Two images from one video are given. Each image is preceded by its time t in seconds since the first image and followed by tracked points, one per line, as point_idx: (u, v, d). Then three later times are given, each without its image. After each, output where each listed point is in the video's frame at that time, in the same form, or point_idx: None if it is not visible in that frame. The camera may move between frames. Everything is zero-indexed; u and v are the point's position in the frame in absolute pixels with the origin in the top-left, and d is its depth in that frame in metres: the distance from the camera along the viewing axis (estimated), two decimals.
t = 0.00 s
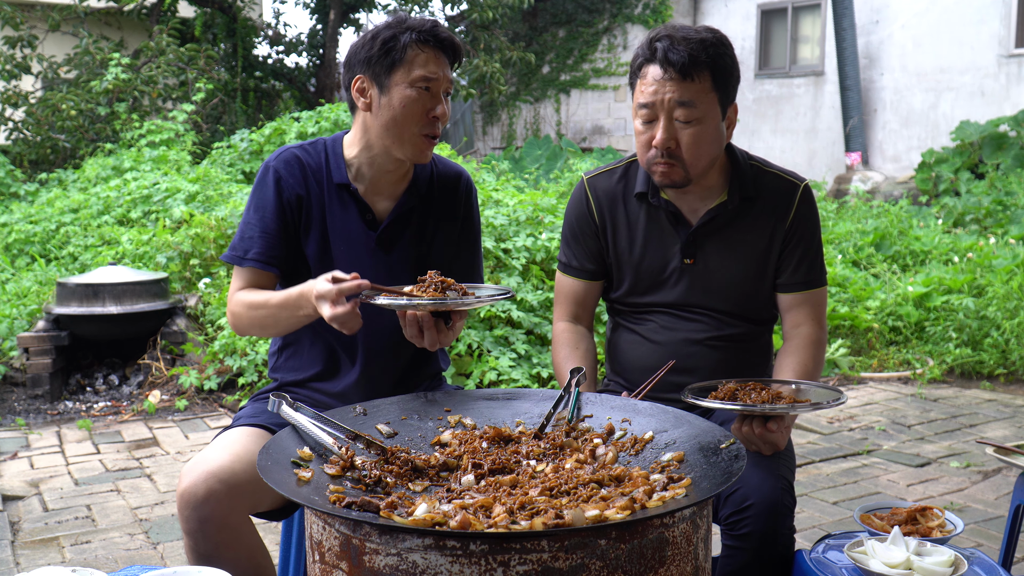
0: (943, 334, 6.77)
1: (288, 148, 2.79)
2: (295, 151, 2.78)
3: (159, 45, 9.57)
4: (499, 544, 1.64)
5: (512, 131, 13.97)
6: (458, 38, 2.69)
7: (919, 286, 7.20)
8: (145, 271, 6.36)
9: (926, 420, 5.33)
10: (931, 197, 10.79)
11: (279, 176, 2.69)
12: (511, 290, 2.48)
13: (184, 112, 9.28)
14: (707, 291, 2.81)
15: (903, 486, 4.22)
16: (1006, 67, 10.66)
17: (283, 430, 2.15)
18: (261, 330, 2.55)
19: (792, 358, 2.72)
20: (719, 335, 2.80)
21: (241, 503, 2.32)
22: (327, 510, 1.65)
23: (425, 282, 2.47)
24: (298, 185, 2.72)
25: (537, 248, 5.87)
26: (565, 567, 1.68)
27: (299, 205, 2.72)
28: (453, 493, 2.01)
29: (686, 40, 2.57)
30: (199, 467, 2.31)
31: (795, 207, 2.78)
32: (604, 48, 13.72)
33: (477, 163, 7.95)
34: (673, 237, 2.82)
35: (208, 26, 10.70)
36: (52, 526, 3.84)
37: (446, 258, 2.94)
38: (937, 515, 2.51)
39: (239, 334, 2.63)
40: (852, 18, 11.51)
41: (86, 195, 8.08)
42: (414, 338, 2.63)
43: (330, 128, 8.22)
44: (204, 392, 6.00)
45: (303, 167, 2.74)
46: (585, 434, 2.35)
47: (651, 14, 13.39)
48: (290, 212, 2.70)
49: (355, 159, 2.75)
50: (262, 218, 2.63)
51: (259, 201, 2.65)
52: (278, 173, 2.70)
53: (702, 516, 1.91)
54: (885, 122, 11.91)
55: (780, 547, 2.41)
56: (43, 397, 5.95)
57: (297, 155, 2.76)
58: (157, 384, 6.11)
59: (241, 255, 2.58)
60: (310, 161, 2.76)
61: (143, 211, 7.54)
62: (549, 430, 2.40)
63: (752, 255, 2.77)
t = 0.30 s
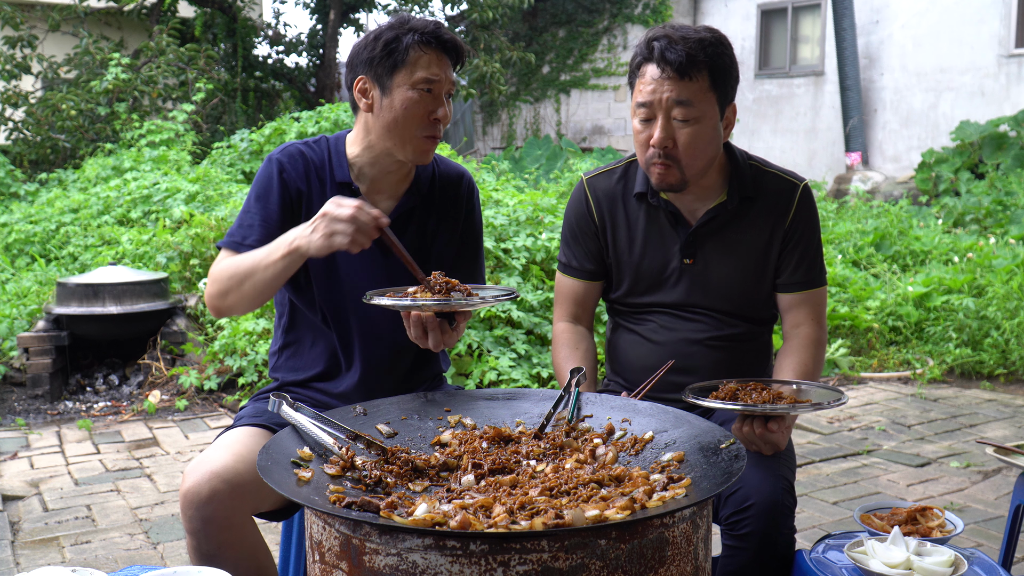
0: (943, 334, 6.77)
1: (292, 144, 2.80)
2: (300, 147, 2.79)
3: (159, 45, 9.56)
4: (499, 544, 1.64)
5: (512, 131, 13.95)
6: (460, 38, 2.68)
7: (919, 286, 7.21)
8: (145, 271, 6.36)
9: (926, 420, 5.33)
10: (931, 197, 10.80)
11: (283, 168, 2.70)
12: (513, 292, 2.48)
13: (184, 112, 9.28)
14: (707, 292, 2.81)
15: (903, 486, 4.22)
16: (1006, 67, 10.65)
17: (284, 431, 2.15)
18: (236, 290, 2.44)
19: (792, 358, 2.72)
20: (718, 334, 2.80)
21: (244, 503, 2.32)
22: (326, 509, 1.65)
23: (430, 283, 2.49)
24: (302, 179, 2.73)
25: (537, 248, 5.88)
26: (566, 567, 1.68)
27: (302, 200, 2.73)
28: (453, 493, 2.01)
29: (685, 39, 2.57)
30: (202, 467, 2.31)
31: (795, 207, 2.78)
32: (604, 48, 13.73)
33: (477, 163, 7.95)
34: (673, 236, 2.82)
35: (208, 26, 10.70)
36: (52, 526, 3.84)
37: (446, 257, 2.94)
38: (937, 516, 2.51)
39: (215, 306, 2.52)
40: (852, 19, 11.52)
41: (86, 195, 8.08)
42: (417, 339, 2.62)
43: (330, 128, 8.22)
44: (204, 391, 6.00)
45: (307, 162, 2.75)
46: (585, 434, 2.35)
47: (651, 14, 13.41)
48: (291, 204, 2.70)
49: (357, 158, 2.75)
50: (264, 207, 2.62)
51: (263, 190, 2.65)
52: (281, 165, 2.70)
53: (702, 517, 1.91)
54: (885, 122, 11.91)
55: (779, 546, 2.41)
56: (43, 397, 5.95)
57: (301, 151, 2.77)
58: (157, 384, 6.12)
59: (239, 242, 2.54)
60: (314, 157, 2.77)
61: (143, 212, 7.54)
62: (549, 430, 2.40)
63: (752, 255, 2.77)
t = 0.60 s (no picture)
0: (943, 334, 6.77)
1: (299, 140, 2.80)
2: (306, 144, 2.79)
3: (159, 45, 9.57)
4: (499, 544, 1.64)
5: (512, 131, 13.96)
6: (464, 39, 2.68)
7: (919, 286, 7.21)
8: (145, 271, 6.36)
9: (926, 420, 5.33)
10: (931, 197, 10.80)
11: (289, 163, 2.70)
12: (512, 289, 2.47)
13: (184, 112, 9.28)
14: (708, 292, 2.81)
15: (903, 486, 4.22)
16: (1006, 67, 10.65)
17: (283, 432, 2.15)
18: (246, 273, 2.42)
19: (792, 358, 2.72)
20: (719, 335, 2.80)
21: (243, 504, 2.32)
22: (326, 510, 1.65)
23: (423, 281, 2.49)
24: (308, 175, 2.73)
25: (537, 248, 5.88)
26: (565, 567, 1.68)
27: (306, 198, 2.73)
28: (453, 493, 2.01)
29: (685, 40, 2.57)
30: (201, 468, 2.31)
31: (795, 207, 2.78)
32: (604, 48, 13.73)
33: (477, 162, 7.94)
34: (673, 237, 2.82)
35: (208, 26, 10.71)
36: (52, 526, 3.84)
37: (447, 257, 2.94)
38: (937, 515, 2.51)
39: (218, 290, 2.49)
40: (852, 19, 11.52)
41: (86, 195, 8.08)
42: (412, 338, 2.62)
43: (330, 128, 8.23)
44: (204, 392, 6.00)
45: (312, 159, 2.76)
46: (585, 434, 2.35)
47: (651, 14, 13.42)
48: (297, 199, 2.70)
49: (359, 156, 2.75)
50: (272, 199, 2.61)
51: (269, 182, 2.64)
52: (288, 159, 2.70)
53: (702, 516, 1.91)
54: (885, 122, 11.91)
55: (779, 547, 2.41)
56: (43, 397, 5.95)
57: (306, 148, 2.77)
58: (157, 384, 6.11)
59: (246, 227, 2.52)
60: (318, 154, 2.78)
61: (143, 211, 7.55)
62: (549, 430, 2.40)
63: (751, 255, 2.77)
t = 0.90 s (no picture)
0: (943, 334, 6.76)
1: (299, 142, 2.80)
2: (306, 145, 2.79)
3: (159, 45, 9.57)
4: (499, 544, 1.64)
5: (512, 131, 13.97)
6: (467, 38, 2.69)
7: (919, 286, 7.21)
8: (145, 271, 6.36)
9: (926, 421, 5.33)
10: (931, 197, 10.79)
11: (287, 165, 2.70)
12: (518, 289, 2.49)
13: (184, 112, 9.29)
14: (708, 292, 2.81)
15: (903, 486, 4.22)
16: (1006, 67, 10.65)
17: (284, 432, 2.15)
18: (228, 281, 2.49)
19: (793, 358, 2.72)
20: (719, 335, 2.80)
21: (247, 505, 2.32)
22: (326, 510, 1.65)
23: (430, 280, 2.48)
24: (307, 178, 2.73)
25: (537, 248, 5.88)
26: (565, 567, 1.68)
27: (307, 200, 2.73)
28: (453, 493, 2.01)
29: (686, 40, 2.57)
30: (205, 469, 2.31)
31: (795, 207, 2.78)
32: (604, 48, 13.72)
33: (477, 162, 7.94)
34: (673, 237, 2.82)
35: (208, 26, 10.71)
36: (52, 526, 3.84)
37: (449, 257, 2.94)
38: (937, 516, 2.51)
39: (209, 299, 2.57)
40: (852, 19, 11.53)
41: (86, 195, 8.08)
42: (419, 338, 2.59)
43: (330, 128, 8.23)
44: (204, 392, 6.00)
45: (312, 161, 2.76)
46: (585, 434, 2.35)
47: (651, 14, 13.40)
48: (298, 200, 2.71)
49: (363, 158, 2.75)
50: (265, 204, 2.64)
51: (266, 187, 2.66)
52: (286, 162, 2.71)
53: (702, 517, 1.91)
54: (885, 122, 11.91)
55: (779, 547, 2.41)
56: (43, 397, 5.95)
57: (307, 149, 2.77)
58: (157, 384, 6.11)
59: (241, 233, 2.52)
60: (319, 155, 2.78)
61: (143, 211, 7.55)
62: (549, 430, 2.40)
63: (752, 255, 2.77)
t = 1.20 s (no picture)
0: (943, 334, 6.76)
1: (298, 142, 2.81)
2: (306, 145, 2.80)
3: (159, 45, 9.57)
4: (499, 544, 1.64)
5: (512, 131, 13.98)
6: (463, 46, 2.61)
7: (919, 286, 7.21)
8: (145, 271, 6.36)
9: (926, 421, 5.33)
10: (931, 197, 10.79)
11: (285, 166, 2.71)
12: (521, 292, 2.48)
13: (184, 112, 9.29)
14: (707, 292, 2.81)
15: (903, 486, 4.22)
16: (1006, 67, 10.65)
17: (283, 431, 2.15)
18: (226, 285, 2.51)
19: (792, 358, 2.72)
20: (719, 335, 2.80)
21: (249, 505, 2.32)
22: (327, 510, 1.65)
23: (435, 283, 2.48)
24: (306, 179, 2.74)
25: (537, 248, 5.87)
26: (566, 567, 1.68)
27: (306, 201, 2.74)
28: (453, 493, 2.01)
29: (687, 41, 2.57)
30: (207, 469, 2.30)
31: (795, 206, 2.78)
32: (604, 48, 13.71)
33: (477, 162, 7.94)
34: (673, 237, 2.82)
35: (208, 26, 10.71)
36: (52, 526, 3.84)
37: (448, 259, 2.94)
38: (937, 516, 2.51)
39: (209, 303, 2.59)
40: (852, 19, 11.53)
41: (86, 195, 8.08)
42: (423, 341, 2.61)
43: (330, 129, 8.23)
44: (204, 392, 6.00)
45: (311, 161, 2.76)
46: (585, 434, 2.35)
47: (651, 14, 13.39)
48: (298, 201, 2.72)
49: (362, 157, 2.76)
50: (264, 205, 2.64)
51: (265, 188, 2.67)
52: (285, 163, 2.72)
53: (702, 516, 1.91)
54: (885, 122, 11.92)
55: (779, 547, 2.41)
56: (43, 397, 5.94)
57: (306, 150, 2.78)
58: (157, 384, 6.11)
59: (236, 238, 2.55)
60: (318, 156, 2.78)
61: (143, 211, 7.55)
62: (549, 430, 2.40)
63: (752, 255, 2.77)
